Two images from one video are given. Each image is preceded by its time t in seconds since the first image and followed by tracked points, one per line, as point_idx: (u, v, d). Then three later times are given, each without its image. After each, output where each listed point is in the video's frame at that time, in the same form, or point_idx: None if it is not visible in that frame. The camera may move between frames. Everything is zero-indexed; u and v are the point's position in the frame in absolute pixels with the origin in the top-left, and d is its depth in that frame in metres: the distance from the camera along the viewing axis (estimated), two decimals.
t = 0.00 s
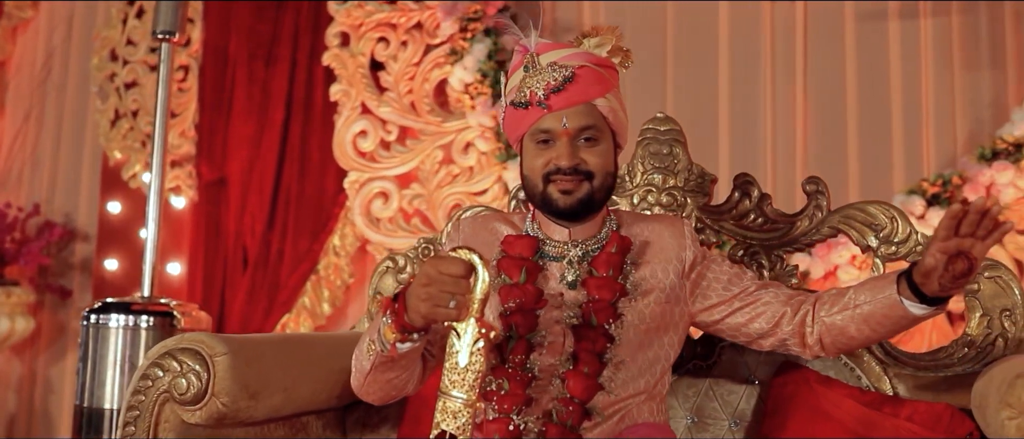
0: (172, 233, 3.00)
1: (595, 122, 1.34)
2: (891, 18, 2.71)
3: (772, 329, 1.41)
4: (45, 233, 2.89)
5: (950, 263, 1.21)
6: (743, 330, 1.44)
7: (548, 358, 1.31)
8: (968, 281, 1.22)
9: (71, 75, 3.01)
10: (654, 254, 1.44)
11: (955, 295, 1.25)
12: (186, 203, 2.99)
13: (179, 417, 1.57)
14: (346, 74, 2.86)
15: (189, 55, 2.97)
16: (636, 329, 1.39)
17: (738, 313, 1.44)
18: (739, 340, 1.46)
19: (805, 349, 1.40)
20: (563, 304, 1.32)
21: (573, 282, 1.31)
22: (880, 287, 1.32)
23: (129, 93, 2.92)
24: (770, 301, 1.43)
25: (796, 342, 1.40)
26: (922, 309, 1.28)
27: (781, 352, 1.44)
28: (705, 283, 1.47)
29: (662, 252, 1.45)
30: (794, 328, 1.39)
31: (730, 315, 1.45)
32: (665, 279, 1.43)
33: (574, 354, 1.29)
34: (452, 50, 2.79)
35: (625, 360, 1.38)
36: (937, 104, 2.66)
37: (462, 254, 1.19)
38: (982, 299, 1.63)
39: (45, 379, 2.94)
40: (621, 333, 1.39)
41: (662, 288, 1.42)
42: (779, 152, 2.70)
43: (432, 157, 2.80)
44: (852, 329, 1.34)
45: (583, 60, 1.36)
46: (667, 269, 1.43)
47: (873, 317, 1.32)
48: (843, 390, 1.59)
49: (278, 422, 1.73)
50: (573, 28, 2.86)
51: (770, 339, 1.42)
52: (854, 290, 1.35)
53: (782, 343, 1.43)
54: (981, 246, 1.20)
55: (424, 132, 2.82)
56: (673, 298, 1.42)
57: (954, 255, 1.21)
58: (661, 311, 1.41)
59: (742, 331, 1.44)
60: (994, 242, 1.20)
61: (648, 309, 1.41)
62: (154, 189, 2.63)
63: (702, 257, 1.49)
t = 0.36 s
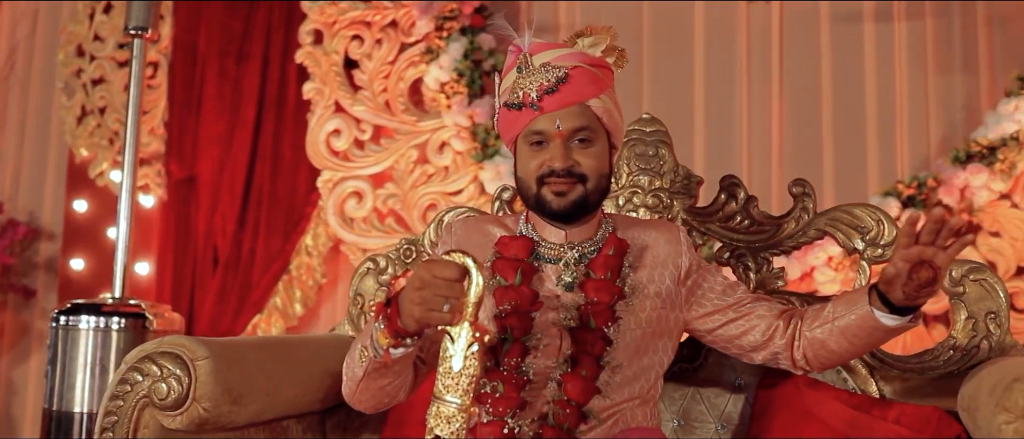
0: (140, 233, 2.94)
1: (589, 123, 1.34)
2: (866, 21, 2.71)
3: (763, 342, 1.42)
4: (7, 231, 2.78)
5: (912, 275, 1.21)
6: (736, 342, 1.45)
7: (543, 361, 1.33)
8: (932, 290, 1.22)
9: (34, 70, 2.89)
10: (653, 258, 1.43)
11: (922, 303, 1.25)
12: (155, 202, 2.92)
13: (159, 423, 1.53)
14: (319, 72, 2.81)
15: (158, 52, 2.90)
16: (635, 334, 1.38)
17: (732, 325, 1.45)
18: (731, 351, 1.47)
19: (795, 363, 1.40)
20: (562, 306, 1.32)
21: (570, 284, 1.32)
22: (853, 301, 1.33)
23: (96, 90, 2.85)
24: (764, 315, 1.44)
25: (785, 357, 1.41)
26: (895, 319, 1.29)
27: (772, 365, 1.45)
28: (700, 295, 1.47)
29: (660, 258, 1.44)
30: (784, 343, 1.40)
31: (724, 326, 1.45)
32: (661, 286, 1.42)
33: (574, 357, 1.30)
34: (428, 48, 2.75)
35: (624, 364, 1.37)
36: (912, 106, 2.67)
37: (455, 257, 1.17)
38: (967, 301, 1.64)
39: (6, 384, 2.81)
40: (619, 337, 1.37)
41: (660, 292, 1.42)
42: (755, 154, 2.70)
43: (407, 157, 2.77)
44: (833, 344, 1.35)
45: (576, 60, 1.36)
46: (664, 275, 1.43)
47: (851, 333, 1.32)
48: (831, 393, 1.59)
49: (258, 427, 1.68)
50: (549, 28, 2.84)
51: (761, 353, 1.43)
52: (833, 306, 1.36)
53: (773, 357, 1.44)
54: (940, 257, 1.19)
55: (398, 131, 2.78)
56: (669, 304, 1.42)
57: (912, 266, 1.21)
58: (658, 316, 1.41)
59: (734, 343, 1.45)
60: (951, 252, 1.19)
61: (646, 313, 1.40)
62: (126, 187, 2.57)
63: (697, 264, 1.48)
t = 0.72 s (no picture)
0: (111, 231, 2.92)
1: (586, 121, 1.32)
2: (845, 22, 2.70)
3: (759, 357, 1.39)
4: None
5: (862, 277, 1.18)
6: (733, 355, 1.42)
7: (543, 365, 1.33)
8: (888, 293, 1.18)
9: None
10: (654, 263, 1.43)
11: (883, 309, 1.21)
12: (125, 199, 2.91)
13: (142, 427, 1.48)
14: (295, 69, 2.77)
15: (130, 46, 2.86)
16: (635, 340, 1.38)
17: (731, 337, 1.42)
18: (726, 364, 1.44)
19: (787, 383, 1.36)
20: (561, 309, 1.33)
21: (569, 288, 1.32)
22: (827, 320, 1.30)
23: (65, 85, 2.79)
24: (763, 330, 1.41)
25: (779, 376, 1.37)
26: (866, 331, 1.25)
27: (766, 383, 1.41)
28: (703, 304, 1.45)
29: (662, 264, 1.43)
30: (779, 360, 1.36)
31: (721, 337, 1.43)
32: (662, 292, 1.42)
33: (574, 362, 1.30)
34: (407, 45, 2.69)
35: (624, 369, 1.36)
36: (889, 105, 2.67)
37: (455, 257, 1.15)
38: (958, 302, 1.64)
39: None
40: (620, 342, 1.36)
41: (661, 299, 1.41)
42: (734, 152, 2.69)
43: (384, 155, 2.73)
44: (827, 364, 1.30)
45: (571, 58, 1.35)
46: (666, 283, 1.42)
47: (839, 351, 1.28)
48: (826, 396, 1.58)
49: (242, 429, 1.63)
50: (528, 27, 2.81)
51: (755, 369, 1.40)
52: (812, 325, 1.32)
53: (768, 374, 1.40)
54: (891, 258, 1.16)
55: (376, 129, 2.74)
56: (670, 312, 1.42)
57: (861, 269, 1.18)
58: (658, 323, 1.40)
59: (730, 356, 1.42)
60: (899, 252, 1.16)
61: (646, 319, 1.39)
62: (99, 183, 2.50)
63: (699, 271, 1.46)
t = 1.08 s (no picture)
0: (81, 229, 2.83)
1: (591, 120, 1.31)
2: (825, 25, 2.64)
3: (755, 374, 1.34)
4: None
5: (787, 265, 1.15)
6: (730, 367, 1.38)
7: (548, 370, 1.34)
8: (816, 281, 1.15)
9: None
10: (662, 267, 1.42)
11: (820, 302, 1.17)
12: (97, 196, 2.83)
13: (127, 431, 1.44)
14: (271, 65, 2.70)
15: (102, 41, 2.80)
16: (640, 344, 1.37)
17: (733, 349, 1.38)
18: (722, 377, 1.40)
19: (782, 406, 1.31)
20: (562, 314, 1.35)
21: (574, 292, 1.34)
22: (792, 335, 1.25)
23: (33, 79, 2.71)
24: (765, 347, 1.37)
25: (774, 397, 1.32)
26: (820, 334, 1.21)
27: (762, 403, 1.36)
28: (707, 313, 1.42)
29: (669, 268, 1.42)
30: (773, 378, 1.32)
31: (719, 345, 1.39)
32: (669, 297, 1.40)
33: (580, 366, 1.33)
34: (386, 42, 2.64)
35: (629, 374, 1.36)
36: (869, 106, 2.61)
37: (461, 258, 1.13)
38: (953, 303, 1.65)
39: None
40: (624, 347, 1.36)
41: (668, 304, 1.40)
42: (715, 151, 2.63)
43: (362, 153, 2.66)
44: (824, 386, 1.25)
45: (573, 57, 1.34)
46: (673, 287, 1.41)
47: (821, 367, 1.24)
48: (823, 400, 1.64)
49: (230, 434, 1.58)
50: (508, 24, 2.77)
51: (751, 386, 1.35)
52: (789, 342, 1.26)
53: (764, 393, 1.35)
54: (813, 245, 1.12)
55: (354, 126, 2.67)
56: (677, 317, 1.40)
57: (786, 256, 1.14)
58: (664, 327, 1.39)
59: (728, 369, 1.38)
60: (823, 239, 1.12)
61: (652, 323, 1.38)
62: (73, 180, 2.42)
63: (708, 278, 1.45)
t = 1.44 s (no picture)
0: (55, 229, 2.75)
1: (602, 124, 1.35)
2: (810, 29, 2.62)
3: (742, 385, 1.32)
4: None
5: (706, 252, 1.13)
6: (729, 376, 1.36)
7: (556, 377, 1.33)
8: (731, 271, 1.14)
9: None
10: (671, 272, 1.40)
11: (741, 294, 1.16)
12: (72, 195, 2.72)
13: None
14: (251, 62, 2.63)
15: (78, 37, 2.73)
16: (650, 351, 1.35)
17: (728, 357, 1.36)
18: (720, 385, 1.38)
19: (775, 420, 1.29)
20: (568, 320, 1.35)
21: (582, 299, 1.34)
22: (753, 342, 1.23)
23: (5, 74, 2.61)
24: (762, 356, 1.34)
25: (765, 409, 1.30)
26: (754, 331, 1.20)
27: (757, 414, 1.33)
28: (713, 320, 1.41)
29: (678, 273, 1.41)
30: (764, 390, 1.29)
31: (719, 353, 1.38)
32: (679, 302, 1.39)
33: (587, 375, 1.32)
34: (370, 40, 2.56)
35: (638, 382, 1.34)
36: (852, 112, 2.58)
37: (472, 263, 1.12)
38: (952, 307, 1.64)
39: None
40: (633, 354, 1.34)
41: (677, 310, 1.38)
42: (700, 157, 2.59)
43: (345, 152, 2.60)
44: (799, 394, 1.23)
45: (584, 58, 1.38)
46: (683, 292, 1.39)
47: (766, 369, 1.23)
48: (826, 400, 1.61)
49: None
50: (492, 23, 2.72)
51: (744, 398, 1.33)
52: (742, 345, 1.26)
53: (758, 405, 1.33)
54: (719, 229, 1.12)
55: (336, 125, 2.62)
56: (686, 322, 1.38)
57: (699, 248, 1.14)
58: (674, 332, 1.36)
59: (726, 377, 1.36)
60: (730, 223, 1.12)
61: (662, 330, 1.36)
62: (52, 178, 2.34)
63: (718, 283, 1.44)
